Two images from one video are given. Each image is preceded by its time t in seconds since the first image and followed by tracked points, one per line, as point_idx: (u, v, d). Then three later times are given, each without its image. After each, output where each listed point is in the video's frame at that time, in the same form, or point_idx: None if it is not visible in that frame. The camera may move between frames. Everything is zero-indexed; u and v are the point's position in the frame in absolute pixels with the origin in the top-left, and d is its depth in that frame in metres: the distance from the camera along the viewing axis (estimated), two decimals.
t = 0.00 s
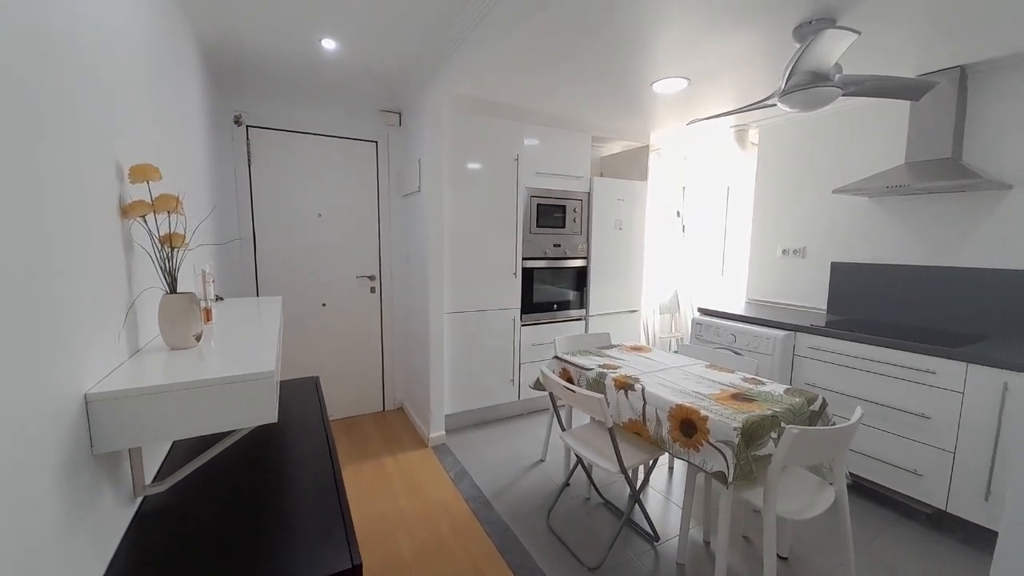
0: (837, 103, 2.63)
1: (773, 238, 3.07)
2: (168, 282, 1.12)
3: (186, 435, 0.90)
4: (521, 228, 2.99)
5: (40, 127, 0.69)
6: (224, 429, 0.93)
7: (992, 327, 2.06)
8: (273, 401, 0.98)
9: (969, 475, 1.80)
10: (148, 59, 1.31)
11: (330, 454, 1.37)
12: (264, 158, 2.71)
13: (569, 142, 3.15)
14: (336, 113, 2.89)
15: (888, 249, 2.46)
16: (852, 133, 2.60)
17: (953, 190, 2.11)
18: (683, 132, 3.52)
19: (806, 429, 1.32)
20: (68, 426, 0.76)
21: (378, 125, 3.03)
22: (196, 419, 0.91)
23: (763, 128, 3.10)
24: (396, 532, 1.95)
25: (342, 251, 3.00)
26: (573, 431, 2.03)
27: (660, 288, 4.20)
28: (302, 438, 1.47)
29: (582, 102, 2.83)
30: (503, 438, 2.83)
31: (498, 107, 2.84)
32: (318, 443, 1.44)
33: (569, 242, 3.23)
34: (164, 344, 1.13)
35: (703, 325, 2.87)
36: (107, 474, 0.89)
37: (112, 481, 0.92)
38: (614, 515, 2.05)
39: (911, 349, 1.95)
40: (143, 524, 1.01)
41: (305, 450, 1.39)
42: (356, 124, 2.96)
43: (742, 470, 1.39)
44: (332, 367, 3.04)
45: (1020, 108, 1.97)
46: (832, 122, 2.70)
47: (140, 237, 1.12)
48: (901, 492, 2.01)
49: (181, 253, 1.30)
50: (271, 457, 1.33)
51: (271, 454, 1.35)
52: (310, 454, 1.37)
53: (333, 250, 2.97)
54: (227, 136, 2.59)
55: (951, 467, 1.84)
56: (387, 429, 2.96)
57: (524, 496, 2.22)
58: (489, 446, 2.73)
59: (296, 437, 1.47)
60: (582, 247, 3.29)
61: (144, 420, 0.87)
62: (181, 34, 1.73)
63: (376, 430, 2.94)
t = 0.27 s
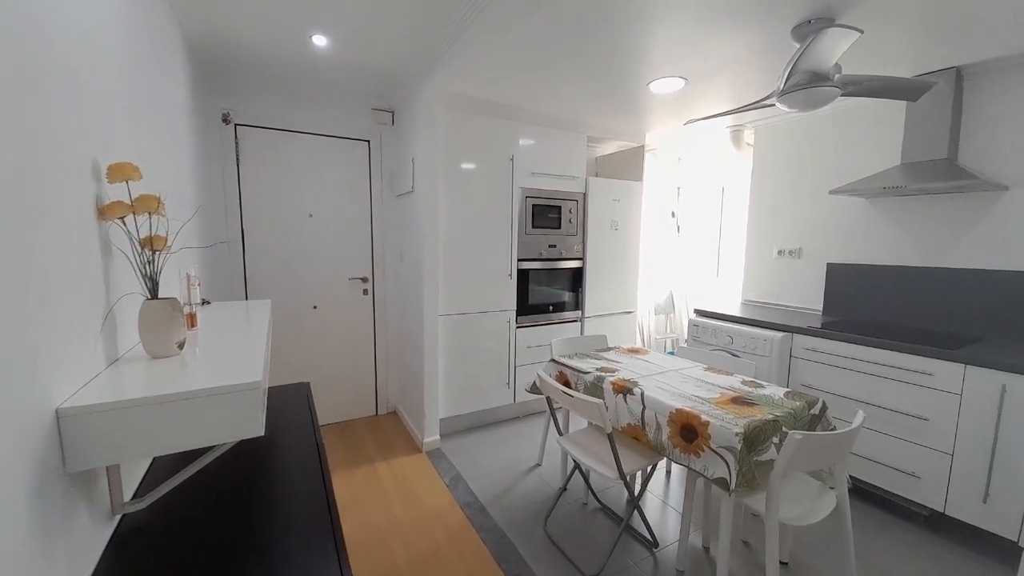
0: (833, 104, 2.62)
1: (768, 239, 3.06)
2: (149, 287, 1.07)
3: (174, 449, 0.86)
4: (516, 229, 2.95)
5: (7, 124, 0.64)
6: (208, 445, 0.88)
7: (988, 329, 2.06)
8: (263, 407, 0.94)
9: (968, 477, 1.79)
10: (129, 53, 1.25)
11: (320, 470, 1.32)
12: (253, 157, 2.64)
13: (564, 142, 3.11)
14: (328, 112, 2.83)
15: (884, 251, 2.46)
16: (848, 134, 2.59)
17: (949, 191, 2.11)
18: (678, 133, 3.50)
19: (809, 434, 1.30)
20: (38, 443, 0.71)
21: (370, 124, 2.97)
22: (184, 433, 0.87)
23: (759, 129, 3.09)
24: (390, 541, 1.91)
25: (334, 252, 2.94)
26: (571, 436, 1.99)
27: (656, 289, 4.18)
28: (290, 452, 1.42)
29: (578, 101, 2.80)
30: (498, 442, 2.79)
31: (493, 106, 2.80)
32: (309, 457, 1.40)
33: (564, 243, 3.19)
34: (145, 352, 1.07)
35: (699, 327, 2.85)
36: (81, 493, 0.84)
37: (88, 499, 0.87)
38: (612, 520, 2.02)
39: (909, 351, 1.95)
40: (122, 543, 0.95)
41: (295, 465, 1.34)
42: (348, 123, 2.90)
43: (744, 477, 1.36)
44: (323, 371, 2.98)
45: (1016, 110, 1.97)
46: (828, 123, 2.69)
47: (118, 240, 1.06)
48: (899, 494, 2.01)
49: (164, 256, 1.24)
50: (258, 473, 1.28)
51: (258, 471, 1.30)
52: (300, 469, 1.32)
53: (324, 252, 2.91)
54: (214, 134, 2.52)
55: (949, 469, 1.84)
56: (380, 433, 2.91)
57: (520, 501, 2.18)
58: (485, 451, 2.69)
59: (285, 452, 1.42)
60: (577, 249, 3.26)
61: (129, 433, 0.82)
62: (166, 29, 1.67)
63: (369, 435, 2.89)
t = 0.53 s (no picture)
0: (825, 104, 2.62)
1: (761, 239, 3.05)
2: (109, 294, 0.97)
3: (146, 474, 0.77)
4: (508, 229, 2.89)
5: None
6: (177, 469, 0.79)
7: (981, 329, 2.06)
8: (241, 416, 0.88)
9: (966, 479, 1.78)
10: (91, 39, 1.15)
11: (301, 480, 1.24)
12: (233, 154, 2.53)
13: (555, 141, 3.06)
14: (312, 107, 2.73)
15: (877, 251, 2.45)
16: (840, 135, 2.59)
17: (942, 191, 2.11)
18: (670, 132, 3.46)
19: (815, 441, 1.25)
20: None
21: (356, 121, 2.88)
22: (152, 456, 0.78)
23: (751, 129, 3.07)
24: (379, 553, 1.82)
25: (319, 253, 2.84)
26: (566, 442, 1.93)
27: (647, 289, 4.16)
28: (272, 462, 1.33)
29: (570, 99, 2.74)
30: (490, 448, 2.72)
31: (484, 102, 2.72)
32: (290, 467, 1.31)
33: (556, 244, 3.14)
34: (106, 366, 0.98)
35: (693, 328, 2.82)
36: (30, 527, 0.75)
37: (39, 531, 0.77)
38: (609, 528, 1.97)
39: (905, 353, 1.93)
40: None
41: (275, 475, 1.25)
42: (333, 119, 2.80)
43: (748, 486, 1.32)
44: (308, 377, 2.88)
45: (1007, 111, 1.98)
46: (820, 124, 2.68)
47: (75, 241, 0.97)
48: (895, 496, 1.99)
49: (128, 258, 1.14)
50: (234, 485, 1.19)
51: (234, 481, 1.21)
52: (282, 481, 1.23)
53: (309, 253, 2.80)
54: (190, 129, 2.40)
55: (946, 470, 1.83)
56: (368, 440, 2.82)
57: (514, 510, 2.12)
58: (476, 457, 2.61)
59: (265, 461, 1.33)
60: (570, 249, 3.20)
61: (92, 458, 0.74)
62: (137, 16, 1.57)
63: (356, 441, 2.80)
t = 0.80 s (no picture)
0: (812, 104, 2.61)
1: (748, 240, 3.03)
2: (35, 307, 0.83)
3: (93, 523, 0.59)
4: (493, 229, 2.78)
5: None
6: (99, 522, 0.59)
7: (968, 329, 2.07)
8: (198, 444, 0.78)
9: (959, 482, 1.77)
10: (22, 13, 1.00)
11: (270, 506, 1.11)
12: (198, 148, 2.36)
13: (542, 139, 2.97)
14: (284, 100, 2.58)
15: (864, 252, 2.45)
16: (827, 135, 2.58)
17: (930, 192, 2.10)
18: (657, 131, 3.42)
19: (822, 453, 1.20)
20: None
21: (332, 115, 2.73)
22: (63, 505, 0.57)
23: (738, 129, 3.05)
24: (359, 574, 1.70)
25: (293, 255, 2.68)
26: (557, 453, 1.84)
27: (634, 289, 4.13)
28: (236, 487, 1.20)
29: (557, 96, 2.66)
30: (477, 457, 2.62)
31: (468, 97, 2.61)
32: (256, 491, 1.18)
33: (543, 244, 3.05)
34: (31, 392, 0.83)
35: (683, 331, 2.78)
36: None
37: None
38: (602, 541, 1.89)
39: (897, 354, 1.91)
40: None
41: (238, 501, 1.12)
42: (308, 113, 2.65)
43: (753, 500, 1.25)
44: (282, 386, 2.72)
45: (993, 112, 1.98)
46: (807, 123, 2.67)
47: None
48: (887, 499, 1.98)
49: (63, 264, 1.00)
50: (190, 513, 1.06)
51: (190, 509, 1.08)
52: (247, 508, 1.10)
53: (282, 254, 2.64)
54: (150, 121, 2.22)
55: (939, 473, 1.82)
56: (347, 451, 2.69)
57: (503, 524, 2.02)
58: (462, 468, 2.50)
59: (229, 486, 1.19)
60: (557, 250, 3.12)
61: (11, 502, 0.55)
62: None
63: (334, 454, 2.66)
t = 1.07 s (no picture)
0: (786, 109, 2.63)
1: (724, 242, 3.04)
2: None
3: None
4: (469, 232, 2.67)
5: None
6: None
7: (936, 331, 2.13)
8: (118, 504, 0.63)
9: (934, 482, 1.80)
10: None
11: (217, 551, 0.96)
12: (140, 142, 2.12)
13: (518, 139, 2.88)
14: (241, 92, 2.37)
15: (836, 255, 2.49)
16: (800, 139, 2.61)
17: (900, 197, 2.15)
18: (634, 133, 3.39)
19: (819, 466, 1.15)
20: None
21: (295, 109, 2.54)
22: None
23: (713, 131, 3.06)
24: None
25: (251, 259, 2.47)
26: (540, 469, 1.74)
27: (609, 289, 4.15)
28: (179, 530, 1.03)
29: (535, 95, 2.57)
30: (453, 471, 2.49)
31: (443, 94, 2.48)
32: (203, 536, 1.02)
33: (520, 247, 2.96)
34: None
35: (662, 334, 2.75)
36: None
37: None
38: (587, 559, 1.81)
39: (874, 357, 1.92)
40: None
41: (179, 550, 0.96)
42: (268, 106, 2.46)
43: (749, 518, 1.19)
44: (240, 402, 2.50)
45: (958, 120, 2.04)
46: (781, 128, 2.70)
47: None
48: (865, 501, 2.00)
49: None
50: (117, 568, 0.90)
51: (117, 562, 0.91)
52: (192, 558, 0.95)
53: (239, 259, 2.43)
54: (83, 111, 1.98)
55: (915, 474, 1.84)
56: (312, 470, 2.50)
57: (483, 545, 1.91)
58: (438, 483, 2.37)
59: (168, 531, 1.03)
60: (534, 253, 3.04)
61: None
62: None
63: (297, 474, 2.46)
